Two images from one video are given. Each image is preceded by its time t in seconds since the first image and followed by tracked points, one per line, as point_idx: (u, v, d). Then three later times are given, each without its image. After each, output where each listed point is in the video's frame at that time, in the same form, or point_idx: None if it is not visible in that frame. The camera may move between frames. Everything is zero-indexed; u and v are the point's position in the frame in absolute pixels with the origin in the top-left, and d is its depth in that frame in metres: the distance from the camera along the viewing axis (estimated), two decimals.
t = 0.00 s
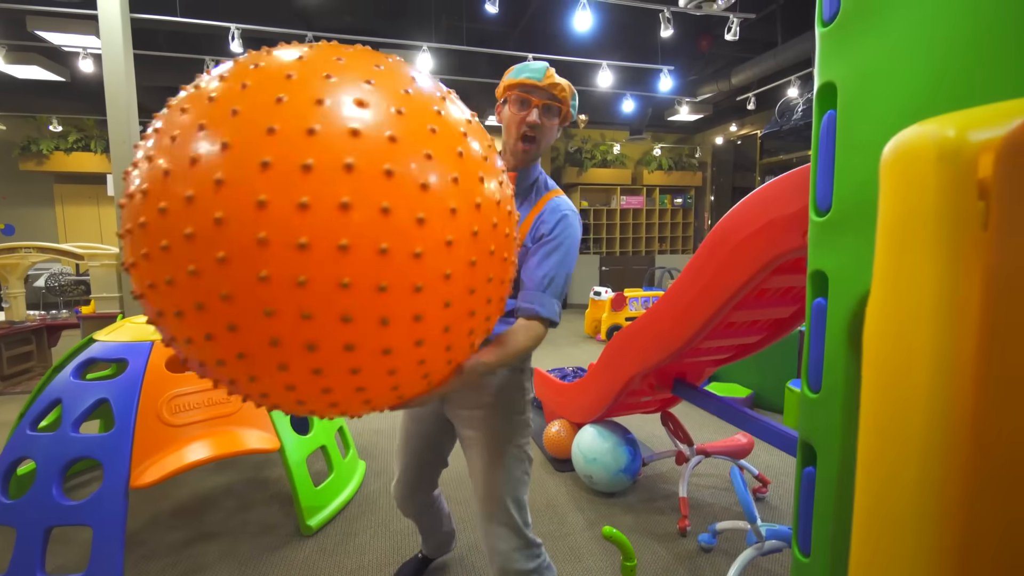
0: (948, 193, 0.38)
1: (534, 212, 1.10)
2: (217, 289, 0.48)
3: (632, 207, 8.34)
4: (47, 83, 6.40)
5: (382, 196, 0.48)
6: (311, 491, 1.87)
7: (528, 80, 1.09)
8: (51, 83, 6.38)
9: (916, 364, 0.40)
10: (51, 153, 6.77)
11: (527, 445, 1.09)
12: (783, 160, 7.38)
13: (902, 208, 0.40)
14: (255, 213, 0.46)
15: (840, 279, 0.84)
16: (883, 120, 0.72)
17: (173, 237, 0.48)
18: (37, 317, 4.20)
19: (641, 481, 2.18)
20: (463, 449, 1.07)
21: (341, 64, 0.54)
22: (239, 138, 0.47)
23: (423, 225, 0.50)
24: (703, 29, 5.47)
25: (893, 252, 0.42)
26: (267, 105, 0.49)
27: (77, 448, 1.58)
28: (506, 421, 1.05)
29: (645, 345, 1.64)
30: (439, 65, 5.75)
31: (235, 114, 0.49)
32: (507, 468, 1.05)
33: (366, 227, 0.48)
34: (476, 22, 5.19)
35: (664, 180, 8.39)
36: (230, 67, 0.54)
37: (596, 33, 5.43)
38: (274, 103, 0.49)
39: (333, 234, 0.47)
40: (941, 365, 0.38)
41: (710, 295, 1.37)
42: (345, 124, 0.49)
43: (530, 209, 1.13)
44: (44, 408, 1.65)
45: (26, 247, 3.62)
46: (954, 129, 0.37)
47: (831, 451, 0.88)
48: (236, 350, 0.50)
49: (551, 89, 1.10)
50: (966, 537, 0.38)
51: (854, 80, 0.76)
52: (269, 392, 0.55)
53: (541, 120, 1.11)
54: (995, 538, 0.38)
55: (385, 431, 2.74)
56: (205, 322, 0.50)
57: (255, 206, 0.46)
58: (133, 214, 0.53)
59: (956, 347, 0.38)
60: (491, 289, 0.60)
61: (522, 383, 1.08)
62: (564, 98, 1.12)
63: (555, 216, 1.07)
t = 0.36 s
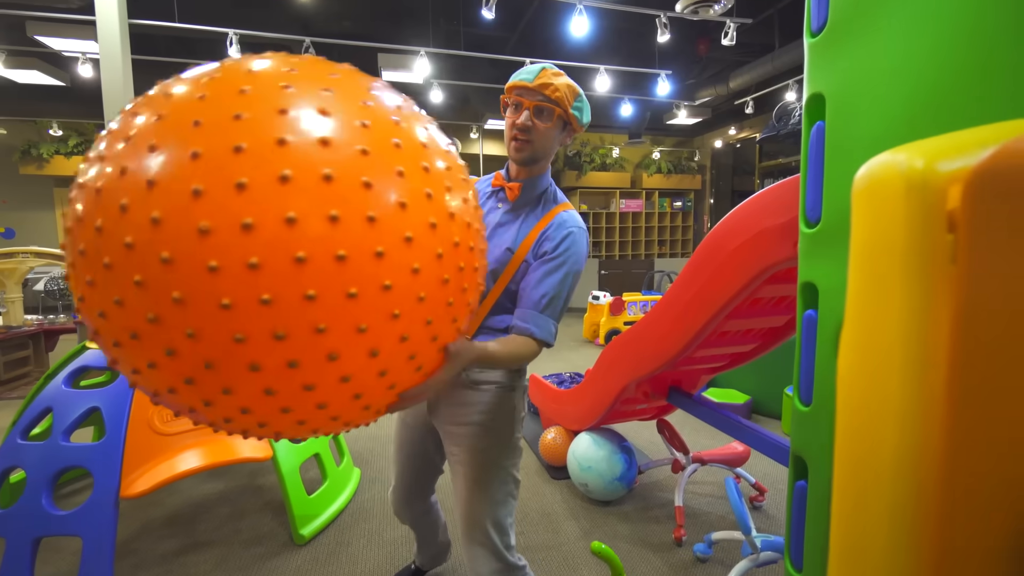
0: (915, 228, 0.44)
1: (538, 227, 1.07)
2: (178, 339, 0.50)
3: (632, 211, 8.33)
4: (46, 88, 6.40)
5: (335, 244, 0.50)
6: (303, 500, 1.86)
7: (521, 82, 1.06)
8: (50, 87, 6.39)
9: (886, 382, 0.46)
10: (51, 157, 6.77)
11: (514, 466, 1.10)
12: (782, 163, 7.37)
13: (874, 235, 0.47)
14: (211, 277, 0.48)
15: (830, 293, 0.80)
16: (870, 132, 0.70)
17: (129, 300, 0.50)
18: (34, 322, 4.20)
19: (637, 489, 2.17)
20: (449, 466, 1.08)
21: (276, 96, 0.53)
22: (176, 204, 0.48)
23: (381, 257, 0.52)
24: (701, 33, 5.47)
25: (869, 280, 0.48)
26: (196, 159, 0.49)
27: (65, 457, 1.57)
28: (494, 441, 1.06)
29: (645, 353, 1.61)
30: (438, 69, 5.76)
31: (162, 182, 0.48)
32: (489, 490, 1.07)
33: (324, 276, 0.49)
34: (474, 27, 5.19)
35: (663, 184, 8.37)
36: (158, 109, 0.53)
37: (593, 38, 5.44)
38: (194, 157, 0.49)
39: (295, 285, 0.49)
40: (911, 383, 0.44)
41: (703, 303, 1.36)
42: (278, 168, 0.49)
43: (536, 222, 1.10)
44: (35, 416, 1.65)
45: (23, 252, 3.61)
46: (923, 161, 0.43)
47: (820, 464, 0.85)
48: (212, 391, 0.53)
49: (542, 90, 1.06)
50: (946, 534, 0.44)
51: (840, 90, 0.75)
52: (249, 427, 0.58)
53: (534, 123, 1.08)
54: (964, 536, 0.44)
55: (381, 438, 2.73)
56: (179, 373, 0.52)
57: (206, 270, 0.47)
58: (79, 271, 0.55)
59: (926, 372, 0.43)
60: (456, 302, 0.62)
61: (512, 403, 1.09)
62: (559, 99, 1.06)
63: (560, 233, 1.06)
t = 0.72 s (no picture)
0: (919, 249, 0.47)
1: (544, 241, 1.06)
2: (168, 380, 0.52)
3: (640, 218, 8.30)
4: (65, 99, 6.54)
5: (312, 280, 0.52)
6: (307, 510, 1.85)
7: (527, 98, 1.07)
8: (66, 99, 6.53)
9: (893, 411, 0.49)
10: (68, 167, 6.89)
11: (514, 479, 1.09)
12: (793, 170, 7.28)
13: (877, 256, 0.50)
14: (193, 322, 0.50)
15: (839, 306, 0.77)
16: (873, 146, 0.69)
17: (115, 348, 0.52)
18: (48, 329, 4.26)
19: (644, 502, 2.14)
20: (448, 479, 1.07)
21: (245, 136, 0.54)
22: (157, 251, 0.49)
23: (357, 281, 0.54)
24: (710, 41, 5.43)
25: (872, 308, 0.52)
26: (173, 204, 0.50)
27: (71, 466, 1.58)
28: (492, 453, 1.06)
29: (652, 363, 1.58)
30: (446, 78, 5.79)
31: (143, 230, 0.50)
32: (487, 503, 1.05)
33: (300, 312, 0.51)
34: (482, 36, 5.24)
35: (672, 191, 8.33)
36: (138, 148, 0.55)
37: (600, 47, 5.44)
38: (176, 198, 0.50)
39: (271, 324, 0.51)
40: (917, 410, 0.47)
41: (710, 315, 1.34)
42: (261, 209, 0.51)
43: (542, 234, 1.08)
44: (42, 425, 1.66)
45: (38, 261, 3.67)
46: (924, 182, 0.46)
47: (830, 484, 0.81)
48: (197, 425, 0.55)
49: (548, 105, 1.05)
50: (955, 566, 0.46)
51: (846, 101, 0.73)
52: (241, 450, 0.60)
53: (539, 138, 1.07)
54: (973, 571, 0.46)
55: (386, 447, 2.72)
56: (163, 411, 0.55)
57: (188, 312, 0.49)
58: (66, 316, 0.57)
59: (930, 407, 0.46)
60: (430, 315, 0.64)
61: (508, 414, 1.08)
62: (564, 113, 1.05)
63: (565, 247, 1.05)
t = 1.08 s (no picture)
0: (950, 263, 0.46)
1: (548, 253, 1.05)
2: (173, 407, 0.53)
3: (651, 225, 8.24)
4: (85, 110, 6.68)
5: (317, 314, 0.52)
6: (315, 518, 1.85)
7: (524, 106, 1.06)
8: (86, 110, 6.68)
9: (918, 420, 0.49)
10: (88, 176, 7.02)
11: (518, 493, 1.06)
12: (807, 176, 7.19)
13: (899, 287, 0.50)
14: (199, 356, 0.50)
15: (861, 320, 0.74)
16: (889, 153, 0.67)
17: (124, 372, 0.53)
18: (65, 336, 4.32)
19: (655, 514, 2.10)
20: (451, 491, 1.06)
21: (252, 168, 0.54)
22: (166, 284, 0.50)
23: (360, 313, 0.54)
24: (721, 47, 5.41)
25: (894, 323, 0.52)
26: (180, 237, 0.50)
27: (83, 472, 1.58)
28: (495, 464, 1.04)
29: (663, 371, 1.55)
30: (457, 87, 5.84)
31: (151, 262, 0.50)
32: (493, 517, 1.03)
33: (305, 345, 0.52)
34: (492, 45, 5.28)
35: (683, 198, 8.27)
36: (139, 175, 0.55)
37: (610, 54, 5.44)
38: (186, 231, 0.50)
39: (279, 354, 0.51)
40: (942, 415, 0.47)
41: (723, 324, 1.31)
42: (268, 245, 0.51)
43: (546, 246, 1.07)
44: (56, 431, 1.68)
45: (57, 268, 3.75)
46: (950, 195, 0.46)
47: (852, 504, 0.77)
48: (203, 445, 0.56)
49: (546, 113, 1.04)
50: None
51: (861, 106, 0.71)
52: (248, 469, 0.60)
53: (539, 146, 1.06)
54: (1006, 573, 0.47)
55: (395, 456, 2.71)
56: (168, 431, 0.56)
57: (233, 339, 0.50)
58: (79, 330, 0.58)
59: (962, 415, 0.47)
60: (430, 335, 0.63)
61: (510, 426, 1.07)
62: (564, 121, 1.04)
63: (571, 259, 1.04)
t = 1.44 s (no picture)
0: (975, 266, 0.45)
1: (558, 254, 1.03)
2: (162, 405, 0.53)
3: (666, 230, 8.17)
4: (110, 120, 6.87)
5: (337, 308, 0.53)
6: (326, 524, 1.84)
7: (533, 116, 1.03)
8: (111, 120, 6.88)
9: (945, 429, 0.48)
10: (113, 184, 7.20)
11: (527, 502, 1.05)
12: (825, 181, 7.07)
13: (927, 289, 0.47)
14: (225, 358, 0.50)
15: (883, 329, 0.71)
16: (908, 158, 0.65)
17: (145, 385, 0.52)
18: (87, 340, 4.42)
19: (670, 526, 2.06)
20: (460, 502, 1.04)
21: (254, 172, 0.55)
22: (184, 289, 0.50)
23: (376, 307, 0.55)
24: (736, 52, 5.37)
25: (917, 338, 0.50)
26: (194, 243, 0.51)
27: (100, 476, 1.61)
28: (505, 475, 1.03)
29: (677, 379, 1.52)
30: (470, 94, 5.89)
31: (168, 270, 0.50)
32: (501, 527, 1.01)
33: (327, 339, 0.52)
34: (505, 52, 5.33)
35: (698, 203, 8.19)
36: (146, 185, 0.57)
37: (623, 60, 5.43)
38: (199, 236, 0.51)
39: (303, 350, 0.52)
40: (974, 422, 0.46)
41: (739, 331, 1.28)
42: (281, 243, 0.52)
43: (555, 248, 1.06)
44: (75, 434, 1.71)
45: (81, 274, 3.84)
46: (978, 198, 0.45)
47: (874, 522, 0.74)
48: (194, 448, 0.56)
49: (557, 124, 1.02)
50: None
51: (878, 109, 0.69)
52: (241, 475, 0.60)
53: (550, 156, 1.05)
54: None
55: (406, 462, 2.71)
56: (195, 443, 0.55)
57: (214, 342, 0.50)
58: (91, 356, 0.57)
59: (994, 421, 0.45)
60: (444, 326, 0.64)
61: (521, 435, 1.05)
62: (575, 130, 1.02)
63: (581, 261, 1.02)
